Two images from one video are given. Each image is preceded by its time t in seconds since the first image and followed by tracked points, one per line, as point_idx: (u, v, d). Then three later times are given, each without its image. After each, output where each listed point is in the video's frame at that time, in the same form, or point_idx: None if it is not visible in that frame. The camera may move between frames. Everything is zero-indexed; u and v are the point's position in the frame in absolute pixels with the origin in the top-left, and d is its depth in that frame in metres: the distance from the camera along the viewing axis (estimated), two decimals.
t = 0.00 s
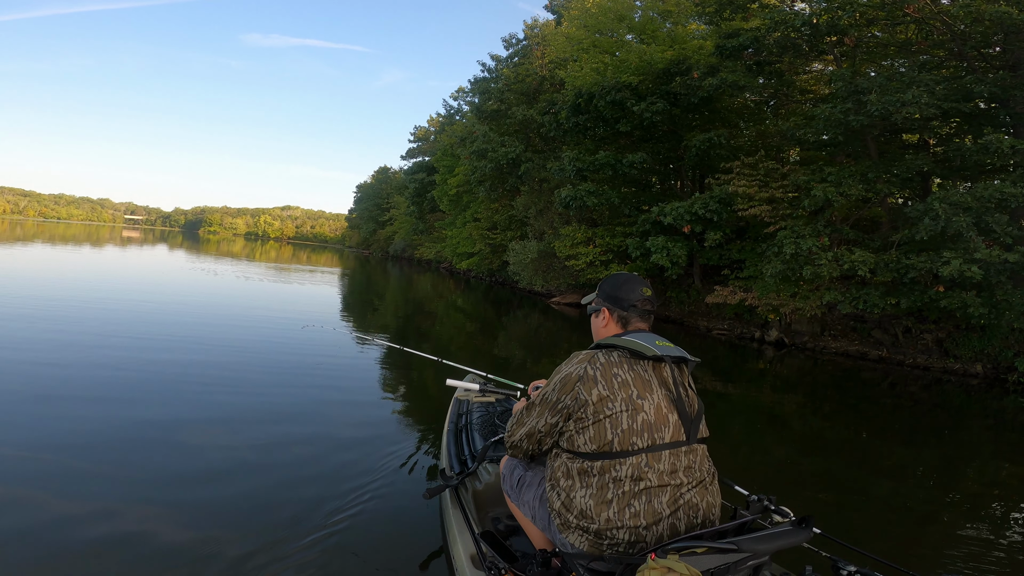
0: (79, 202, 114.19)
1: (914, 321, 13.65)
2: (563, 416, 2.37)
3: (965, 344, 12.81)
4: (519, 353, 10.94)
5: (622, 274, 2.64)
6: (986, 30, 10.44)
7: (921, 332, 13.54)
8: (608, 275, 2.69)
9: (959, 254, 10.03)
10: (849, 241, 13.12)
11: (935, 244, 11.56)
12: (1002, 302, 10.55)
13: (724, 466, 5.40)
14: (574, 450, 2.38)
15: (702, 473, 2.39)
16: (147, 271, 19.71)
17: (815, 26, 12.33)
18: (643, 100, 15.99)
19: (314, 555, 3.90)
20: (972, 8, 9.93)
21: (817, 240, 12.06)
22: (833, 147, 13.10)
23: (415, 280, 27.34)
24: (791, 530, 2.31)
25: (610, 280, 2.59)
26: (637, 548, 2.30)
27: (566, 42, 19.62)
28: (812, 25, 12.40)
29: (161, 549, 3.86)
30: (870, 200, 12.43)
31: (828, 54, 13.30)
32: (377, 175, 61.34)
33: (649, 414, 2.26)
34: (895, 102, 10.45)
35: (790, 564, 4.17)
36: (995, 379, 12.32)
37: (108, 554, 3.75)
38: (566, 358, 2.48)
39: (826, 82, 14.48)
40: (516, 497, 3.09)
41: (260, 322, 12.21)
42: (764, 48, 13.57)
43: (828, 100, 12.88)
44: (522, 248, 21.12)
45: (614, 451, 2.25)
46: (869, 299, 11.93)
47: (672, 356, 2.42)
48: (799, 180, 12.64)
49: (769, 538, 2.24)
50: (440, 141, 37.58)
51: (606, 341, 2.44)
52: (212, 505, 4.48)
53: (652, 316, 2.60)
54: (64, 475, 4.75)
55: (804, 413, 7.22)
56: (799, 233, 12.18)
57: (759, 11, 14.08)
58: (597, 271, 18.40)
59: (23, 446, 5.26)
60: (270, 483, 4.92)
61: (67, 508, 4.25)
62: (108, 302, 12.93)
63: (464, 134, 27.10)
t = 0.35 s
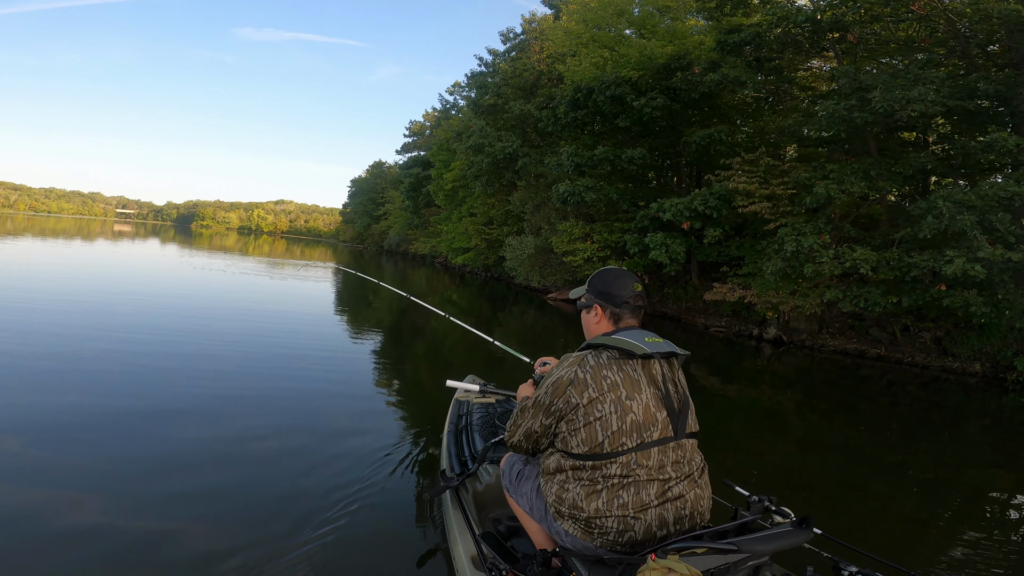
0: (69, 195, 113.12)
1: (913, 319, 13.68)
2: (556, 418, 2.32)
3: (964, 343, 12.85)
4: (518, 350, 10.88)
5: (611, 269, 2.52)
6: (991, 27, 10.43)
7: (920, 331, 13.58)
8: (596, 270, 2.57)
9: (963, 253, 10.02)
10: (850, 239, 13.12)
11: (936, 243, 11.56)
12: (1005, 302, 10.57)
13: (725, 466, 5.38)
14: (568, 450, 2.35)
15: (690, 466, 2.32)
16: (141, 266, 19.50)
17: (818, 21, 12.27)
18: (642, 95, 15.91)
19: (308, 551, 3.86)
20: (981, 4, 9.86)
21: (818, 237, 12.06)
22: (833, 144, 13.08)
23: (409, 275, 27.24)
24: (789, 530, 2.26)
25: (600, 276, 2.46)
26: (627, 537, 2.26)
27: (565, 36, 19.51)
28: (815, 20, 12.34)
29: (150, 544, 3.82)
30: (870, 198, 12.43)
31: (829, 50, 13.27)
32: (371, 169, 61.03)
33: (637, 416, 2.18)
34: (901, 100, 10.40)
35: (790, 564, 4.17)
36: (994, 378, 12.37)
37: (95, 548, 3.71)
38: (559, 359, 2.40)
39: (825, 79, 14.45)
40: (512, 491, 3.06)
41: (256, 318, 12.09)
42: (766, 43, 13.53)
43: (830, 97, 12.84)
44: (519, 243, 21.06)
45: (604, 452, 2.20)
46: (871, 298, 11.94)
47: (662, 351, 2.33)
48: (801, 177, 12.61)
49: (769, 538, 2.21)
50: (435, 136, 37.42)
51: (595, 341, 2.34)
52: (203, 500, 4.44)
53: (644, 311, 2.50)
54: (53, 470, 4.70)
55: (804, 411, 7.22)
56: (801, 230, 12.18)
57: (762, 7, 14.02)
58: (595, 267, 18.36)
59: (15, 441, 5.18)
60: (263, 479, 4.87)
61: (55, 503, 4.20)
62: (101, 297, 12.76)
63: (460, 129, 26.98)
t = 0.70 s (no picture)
0: (55, 199, 111.78)
1: (911, 320, 13.70)
2: (561, 435, 2.25)
3: (963, 344, 12.88)
4: (514, 353, 10.80)
5: (623, 269, 2.42)
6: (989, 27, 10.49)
7: (917, 332, 13.60)
8: (607, 271, 2.45)
9: (965, 254, 10.05)
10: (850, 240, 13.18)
11: (936, 244, 11.59)
12: (1006, 302, 10.61)
13: (728, 470, 5.32)
14: (573, 466, 2.28)
15: (702, 484, 2.26)
16: (131, 270, 19.20)
17: (817, 19, 12.29)
18: (639, 95, 15.89)
19: (301, 560, 3.77)
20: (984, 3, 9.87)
21: (817, 238, 12.07)
22: (829, 145, 13.13)
23: (402, 278, 27.09)
24: (786, 529, 2.22)
25: (612, 278, 2.36)
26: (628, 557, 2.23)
27: (560, 37, 19.49)
28: (814, 19, 12.37)
29: (137, 554, 3.72)
30: (867, 198, 12.46)
31: (825, 50, 13.32)
32: (363, 172, 60.74)
33: (646, 438, 2.09)
34: (902, 99, 10.43)
35: (790, 562, 4.11)
36: (994, 380, 12.37)
37: (77, 559, 3.61)
38: (568, 369, 2.30)
39: (819, 80, 14.54)
40: (517, 493, 3.00)
41: (249, 322, 11.91)
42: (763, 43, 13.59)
43: (828, 97, 12.86)
44: (514, 245, 20.97)
45: (610, 473, 2.14)
46: (871, 299, 11.96)
47: (678, 362, 2.21)
48: (799, 178, 12.63)
49: (766, 539, 2.14)
50: (427, 138, 37.32)
51: (606, 351, 2.23)
52: (192, 508, 4.33)
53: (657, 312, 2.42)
54: (37, 477, 4.59)
55: (805, 413, 7.18)
56: (801, 231, 12.20)
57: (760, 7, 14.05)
58: (590, 269, 18.31)
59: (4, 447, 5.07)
60: (254, 486, 4.77)
61: (36, 512, 4.08)
62: (92, 302, 12.55)
63: (453, 130, 26.88)
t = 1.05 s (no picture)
0: (38, 194, 110.11)
1: (904, 327, 13.81)
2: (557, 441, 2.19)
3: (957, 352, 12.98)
4: (507, 356, 10.75)
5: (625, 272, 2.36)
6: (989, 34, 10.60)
7: (911, 339, 13.71)
8: (609, 274, 2.40)
9: (964, 261, 10.13)
10: (849, 246, 13.13)
11: (933, 250, 11.69)
12: (1004, 310, 10.71)
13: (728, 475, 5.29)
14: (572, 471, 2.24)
15: (706, 490, 2.18)
16: (119, 268, 18.88)
17: (820, 22, 12.35)
18: (637, 97, 15.90)
19: (297, 561, 3.74)
20: (987, 10, 9.97)
21: (815, 244, 12.14)
22: (826, 151, 13.21)
23: (392, 278, 26.93)
24: (790, 530, 2.18)
25: (617, 280, 2.31)
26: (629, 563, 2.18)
27: (558, 37, 19.47)
28: (816, 23, 12.42)
29: (123, 554, 3.70)
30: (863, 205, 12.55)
31: (822, 55, 13.42)
32: (354, 171, 60.42)
33: (645, 443, 2.04)
34: (906, 104, 10.48)
35: (789, 562, 4.08)
36: (986, 388, 12.49)
37: (67, 563, 3.55)
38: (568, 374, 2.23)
39: (816, 85, 14.64)
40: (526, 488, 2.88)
41: (242, 322, 11.74)
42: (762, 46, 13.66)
43: (828, 102, 12.94)
44: (507, 247, 20.91)
45: (609, 477, 2.10)
46: (868, 306, 12.05)
47: (681, 366, 2.14)
48: (798, 183, 12.69)
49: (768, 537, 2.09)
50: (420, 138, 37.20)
51: (607, 354, 2.17)
52: (184, 510, 4.27)
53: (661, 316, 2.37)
54: (24, 479, 4.51)
55: (802, 419, 7.18)
56: (799, 237, 12.27)
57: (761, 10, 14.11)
58: (585, 272, 18.29)
59: None
60: (247, 487, 4.72)
61: (20, 513, 4.02)
62: (78, 300, 12.27)
63: (447, 130, 26.78)
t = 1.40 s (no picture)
0: (21, 193, 108.37)
1: (903, 321, 13.86)
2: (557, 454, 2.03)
3: (956, 345, 13.06)
4: (502, 353, 10.67)
5: (620, 273, 2.29)
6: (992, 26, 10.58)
7: (908, 333, 13.76)
8: (603, 275, 2.31)
9: (967, 255, 10.14)
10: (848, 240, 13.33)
11: (934, 244, 11.71)
12: (1004, 303, 10.76)
13: (731, 472, 5.24)
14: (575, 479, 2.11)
15: (707, 491, 2.16)
16: (107, 268, 18.51)
17: (818, 15, 12.31)
18: (632, 90, 15.80)
19: (286, 561, 3.67)
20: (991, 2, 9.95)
21: (815, 238, 12.13)
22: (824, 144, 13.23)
23: (383, 275, 26.74)
24: (789, 530, 2.08)
25: (614, 283, 2.22)
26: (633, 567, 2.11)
27: (550, 30, 19.34)
28: (814, 15, 12.37)
29: (116, 554, 3.63)
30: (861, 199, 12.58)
31: (819, 48, 13.39)
32: (343, 167, 60.00)
33: (653, 451, 1.98)
34: (907, 97, 10.46)
35: (790, 563, 4.07)
36: (986, 380, 12.56)
37: (49, 560, 3.50)
38: (568, 382, 2.08)
39: (810, 78, 14.65)
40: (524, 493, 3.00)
41: (235, 322, 11.57)
42: (758, 38, 13.61)
43: (826, 95, 12.92)
44: (501, 243, 20.77)
45: (617, 485, 2.00)
46: (870, 300, 12.07)
47: (685, 370, 2.09)
48: (798, 176, 12.67)
49: (768, 537, 2.04)
50: (410, 134, 36.96)
51: (609, 362, 2.06)
52: (172, 508, 4.21)
53: (660, 316, 2.30)
54: (13, 478, 4.43)
55: (803, 415, 7.17)
56: (799, 231, 12.26)
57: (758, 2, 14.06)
58: (580, 267, 18.21)
59: None
60: (238, 485, 4.65)
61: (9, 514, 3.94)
62: (65, 300, 12.01)
63: (438, 125, 26.56)
